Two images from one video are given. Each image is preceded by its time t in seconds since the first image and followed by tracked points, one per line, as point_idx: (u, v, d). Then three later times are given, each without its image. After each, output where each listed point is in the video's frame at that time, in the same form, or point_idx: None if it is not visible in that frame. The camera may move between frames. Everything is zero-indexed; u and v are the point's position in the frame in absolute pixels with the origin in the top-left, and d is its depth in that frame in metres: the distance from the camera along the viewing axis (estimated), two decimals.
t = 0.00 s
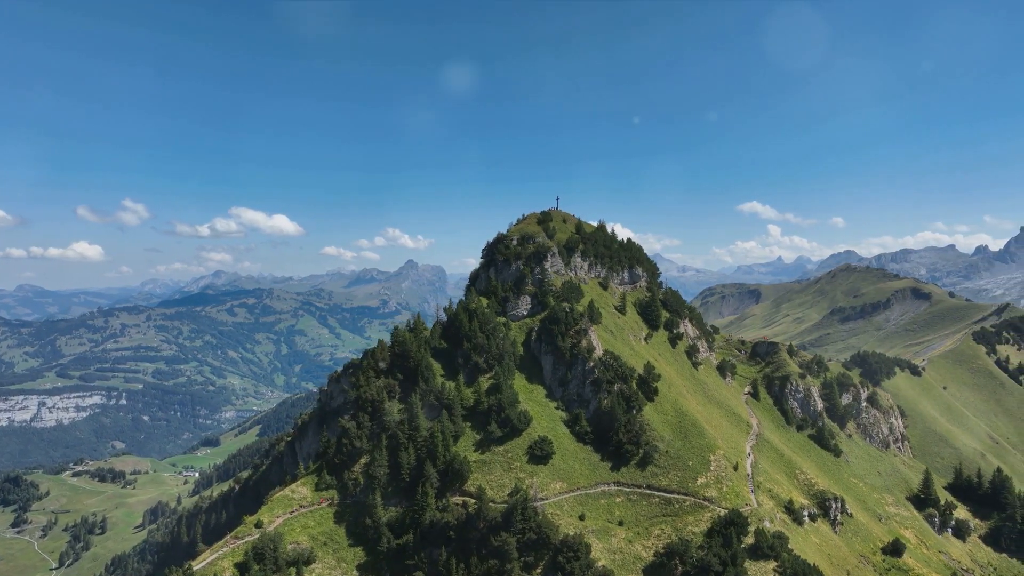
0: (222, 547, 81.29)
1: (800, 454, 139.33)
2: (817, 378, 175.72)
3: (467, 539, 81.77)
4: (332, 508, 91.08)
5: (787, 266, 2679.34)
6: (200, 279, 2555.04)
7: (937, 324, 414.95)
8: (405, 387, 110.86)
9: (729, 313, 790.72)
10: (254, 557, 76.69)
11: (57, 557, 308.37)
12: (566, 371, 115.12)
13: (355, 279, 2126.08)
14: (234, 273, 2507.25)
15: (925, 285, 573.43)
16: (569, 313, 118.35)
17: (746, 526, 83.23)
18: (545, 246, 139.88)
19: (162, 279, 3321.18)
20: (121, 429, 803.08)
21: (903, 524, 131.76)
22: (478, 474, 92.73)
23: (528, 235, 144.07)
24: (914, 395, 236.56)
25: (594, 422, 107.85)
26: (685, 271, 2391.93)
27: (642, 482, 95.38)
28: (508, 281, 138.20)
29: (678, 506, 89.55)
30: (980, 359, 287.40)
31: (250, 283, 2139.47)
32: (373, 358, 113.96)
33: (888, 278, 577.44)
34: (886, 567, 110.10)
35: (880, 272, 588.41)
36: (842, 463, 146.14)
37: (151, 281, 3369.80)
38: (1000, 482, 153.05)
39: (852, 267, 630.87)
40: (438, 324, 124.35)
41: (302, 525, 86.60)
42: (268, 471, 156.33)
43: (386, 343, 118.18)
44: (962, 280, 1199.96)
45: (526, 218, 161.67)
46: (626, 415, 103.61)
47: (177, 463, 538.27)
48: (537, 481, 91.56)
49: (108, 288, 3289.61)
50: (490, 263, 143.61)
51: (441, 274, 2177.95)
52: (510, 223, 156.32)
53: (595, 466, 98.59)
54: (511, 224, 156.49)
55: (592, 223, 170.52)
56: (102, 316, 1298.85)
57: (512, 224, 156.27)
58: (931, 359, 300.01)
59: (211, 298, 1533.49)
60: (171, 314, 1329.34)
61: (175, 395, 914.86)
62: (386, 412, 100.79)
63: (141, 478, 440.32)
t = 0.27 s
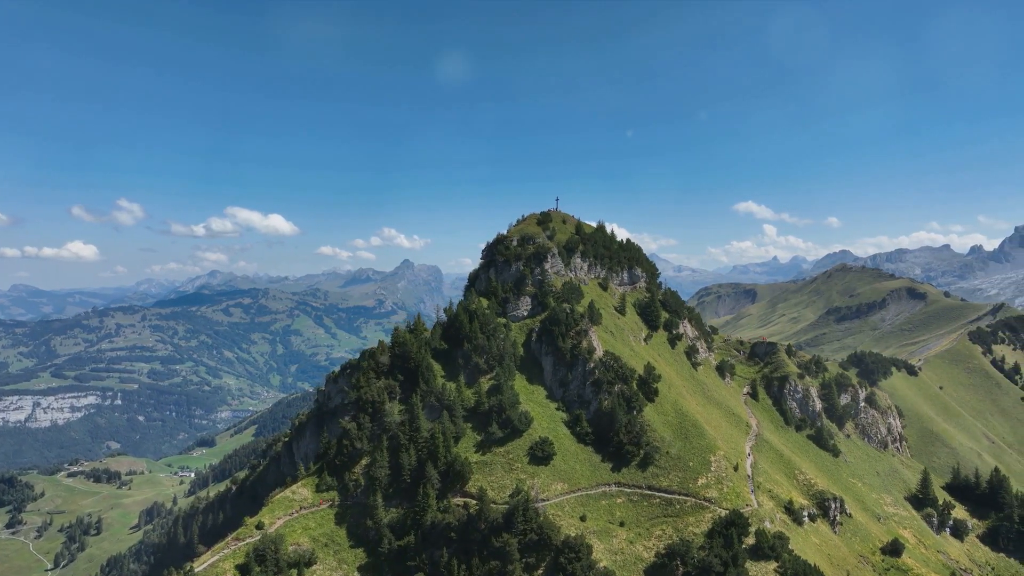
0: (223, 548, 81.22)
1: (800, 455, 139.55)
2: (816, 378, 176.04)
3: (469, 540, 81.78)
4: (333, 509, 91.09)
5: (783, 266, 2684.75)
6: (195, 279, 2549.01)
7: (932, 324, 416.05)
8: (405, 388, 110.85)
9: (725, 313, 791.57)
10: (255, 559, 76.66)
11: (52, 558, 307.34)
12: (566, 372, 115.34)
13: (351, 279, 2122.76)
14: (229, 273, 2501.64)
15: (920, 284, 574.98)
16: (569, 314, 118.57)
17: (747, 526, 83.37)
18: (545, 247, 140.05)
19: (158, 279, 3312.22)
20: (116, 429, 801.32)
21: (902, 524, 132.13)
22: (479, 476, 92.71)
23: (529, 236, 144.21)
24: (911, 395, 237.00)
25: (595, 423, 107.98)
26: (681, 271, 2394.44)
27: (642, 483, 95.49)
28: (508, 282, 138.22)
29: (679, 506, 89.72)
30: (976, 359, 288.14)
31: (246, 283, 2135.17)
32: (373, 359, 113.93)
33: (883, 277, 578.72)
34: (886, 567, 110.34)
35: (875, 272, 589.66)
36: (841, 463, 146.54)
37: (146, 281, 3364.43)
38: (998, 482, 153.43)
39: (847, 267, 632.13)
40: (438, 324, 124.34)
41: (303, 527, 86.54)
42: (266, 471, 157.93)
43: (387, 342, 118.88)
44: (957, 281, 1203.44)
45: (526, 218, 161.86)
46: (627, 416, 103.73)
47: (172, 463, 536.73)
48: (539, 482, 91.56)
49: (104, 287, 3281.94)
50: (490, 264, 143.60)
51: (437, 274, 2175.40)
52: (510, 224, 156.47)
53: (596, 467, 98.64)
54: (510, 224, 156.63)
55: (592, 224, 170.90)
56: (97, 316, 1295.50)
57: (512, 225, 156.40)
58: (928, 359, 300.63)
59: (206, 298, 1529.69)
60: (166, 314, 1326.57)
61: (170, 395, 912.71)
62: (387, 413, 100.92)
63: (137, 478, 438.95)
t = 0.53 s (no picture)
0: (224, 550, 81.15)
1: (798, 455, 139.78)
2: (814, 379, 176.46)
3: (470, 541, 81.78)
4: (333, 510, 91.10)
5: (779, 266, 2691.31)
6: (190, 279, 2542.68)
7: (928, 324, 416.73)
8: (406, 389, 110.79)
9: (721, 314, 792.19)
10: (256, 560, 76.58)
11: (47, 559, 306.17)
12: (567, 372, 115.44)
13: (346, 279, 2120.02)
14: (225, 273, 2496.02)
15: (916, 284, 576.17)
16: (570, 314, 118.83)
17: (748, 527, 83.56)
18: (546, 248, 140.29)
19: (153, 279, 3303.91)
20: (111, 430, 799.51)
21: (901, 524, 132.49)
22: (481, 476, 92.83)
23: (529, 237, 144.33)
24: (908, 395, 237.55)
25: (596, 423, 108.24)
26: (677, 271, 2398.00)
27: (643, 483, 95.62)
28: (509, 282, 138.06)
29: (680, 507, 89.84)
30: (972, 359, 288.99)
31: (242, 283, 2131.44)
32: (373, 359, 114.04)
33: (879, 278, 579.59)
34: (884, 567, 110.63)
35: (871, 272, 590.84)
36: (839, 463, 146.94)
37: (141, 281, 3358.83)
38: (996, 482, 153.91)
39: (843, 267, 633.19)
40: (438, 325, 124.32)
41: (304, 528, 86.44)
42: (263, 471, 158.92)
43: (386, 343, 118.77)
44: (951, 281, 1206.44)
45: (526, 219, 162.03)
46: (627, 417, 103.65)
47: (168, 464, 535.52)
48: (540, 483, 91.65)
49: (99, 287, 3278.47)
50: (490, 265, 143.50)
51: (433, 274, 2173.02)
52: (510, 225, 156.47)
53: (596, 468, 98.77)
54: (510, 225, 156.71)
55: (591, 224, 171.09)
56: (92, 317, 1296.07)
57: (512, 226, 156.48)
58: (924, 359, 301.20)
59: (201, 298, 1525.96)
60: (161, 314, 1328.45)
61: (165, 395, 911.42)
62: (388, 414, 101.00)
63: (132, 479, 437.57)
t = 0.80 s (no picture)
0: (226, 552, 81.05)
1: (798, 456, 139.87)
2: (813, 379, 176.66)
3: (472, 542, 81.79)
4: (334, 512, 91.02)
5: (775, 266, 2696.85)
6: (186, 279, 2536.75)
7: (924, 324, 417.88)
8: (407, 391, 110.88)
9: (717, 313, 792.83)
10: (258, 562, 76.59)
11: (43, 560, 305.31)
12: (568, 373, 115.64)
13: (342, 279, 2117.47)
14: (221, 273, 2490.66)
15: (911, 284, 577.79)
16: (570, 316, 118.97)
17: (750, 528, 83.68)
18: (546, 249, 140.31)
19: (149, 279, 3294.85)
20: (107, 430, 798.37)
21: (900, 524, 132.76)
22: (482, 477, 92.88)
23: (529, 238, 144.61)
24: (905, 395, 237.99)
25: (597, 425, 108.33)
26: (674, 271, 2401.03)
27: (644, 484, 95.73)
28: (509, 284, 138.25)
29: (681, 508, 89.99)
30: (969, 359, 289.78)
31: (239, 284, 2127.91)
32: (375, 361, 114.06)
33: (875, 277, 581.12)
34: (884, 567, 110.94)
35: (867, 272, 592.25)
36: (839, 463, 147.22)
37: (137, 281, 3354.46)
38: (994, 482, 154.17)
39: (839, 267, 634.80)
40: (439, 326, 124.31)
41: (306, 530, 86.38)
42: (261, 473, 160.62)
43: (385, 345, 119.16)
44: (947, 280, 1210.60)
45: (526, 220, 162.08)
46: (628, 418, 103.88)
47: (164, 464, 534.57)
48: (541, 484, 91.71)
49: (95, 287, 3272.01)
50: (491, 266, 143.66)
51: (430, 274, 2172.01)
52: (510, 226, 156.49)
53: (598, 469, 98.76)
54: (511, 226, 156.64)
55: (591, 225, 171.20)
56: (88, 317, 1291.91)
57: (513, 227, 156.44)
58: (920, 359, 301.61)
59: (197, 298, 1523.34)
60: (157, 315, 1325.01)
61: (161, 396, 910.16)
62: (389, 415, 101.06)
63: (128, 480, 436.62)
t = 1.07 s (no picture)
0: (225, 554, 80.75)
1: (797, 457, 140.15)
2: (811, 380, 176.98)
3: (473, 543, 81.71)
4: (335, 513, 90.86)
5: (771, 266, 2704.44)
6: (180, 279, 2530.50)
7: (919, 324, 419.42)
8: (407, 392, 110.89)
9: (713, 313, 794.09)
10: (259, 565, 76.39)
11: (37, 561, 304.13)
12: (568, 374, 115.83)
13: (338, 279, 2114.35)
14: (216, 273, 2484.15)
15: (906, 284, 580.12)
16: (570, 317, 119.14)
17: (750, 529, 83.92)
18: (546, 250, 140.40)
19: (143, 279, 3284.70)
20: (101, 431, 795.62)
21: (898, 525, 133.14)
22: (482, 479, 92.87)
23: (529, 239, 144.70)
24: (901, 396, 238.65)
25: (597, 426, 108.39)
26: (670, 271, 2405.28)
27: (645, 486, 95.88)
28: (509, 285, 138.38)
29: (682, 509, 90.11)
30: (964, 359, 290.66)
31: (235, 284, 2123.35)
32: (375, 362, 114.16)
33: (870, 278, 583.11)
34: (883, 568, 111.35)
35: (862, 272, 594.21)
36: (837, 464, 147.59)
37: (132, 281, 3344.61)
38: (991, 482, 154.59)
39: (835, 267, 636.76)
40: (439, 327, 124.34)
41: (306, 532, 86.18)
42: (257, 473, 163.20)
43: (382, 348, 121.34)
44: (941, 281, 1216.77)
45: (526, 221, 162.07)
46: (628, 419, 104.09)
47: (160, 465, 532.96)
48: (542, 485, 91.84)
49: (90, 287, 3262.77)
50: (490, 267, 143.78)
51: (426, 274, 2169.87)
52: (509, 227, 156.41)
53: (598, 470, 98.91)
54: (510, 227, 156.55)
55: (590, 226, 171.19)
56: (82, 317, 1287.13)
57: (512, 228, 156.38)
58: (917, 359, 302.30)
59: (192, 298, 1519.58)
60: (152, 315, 1321.18)
61: (156, 396, 907.98)
62: (389, 417, 101.09)
63: (123, 480, 435.21)
